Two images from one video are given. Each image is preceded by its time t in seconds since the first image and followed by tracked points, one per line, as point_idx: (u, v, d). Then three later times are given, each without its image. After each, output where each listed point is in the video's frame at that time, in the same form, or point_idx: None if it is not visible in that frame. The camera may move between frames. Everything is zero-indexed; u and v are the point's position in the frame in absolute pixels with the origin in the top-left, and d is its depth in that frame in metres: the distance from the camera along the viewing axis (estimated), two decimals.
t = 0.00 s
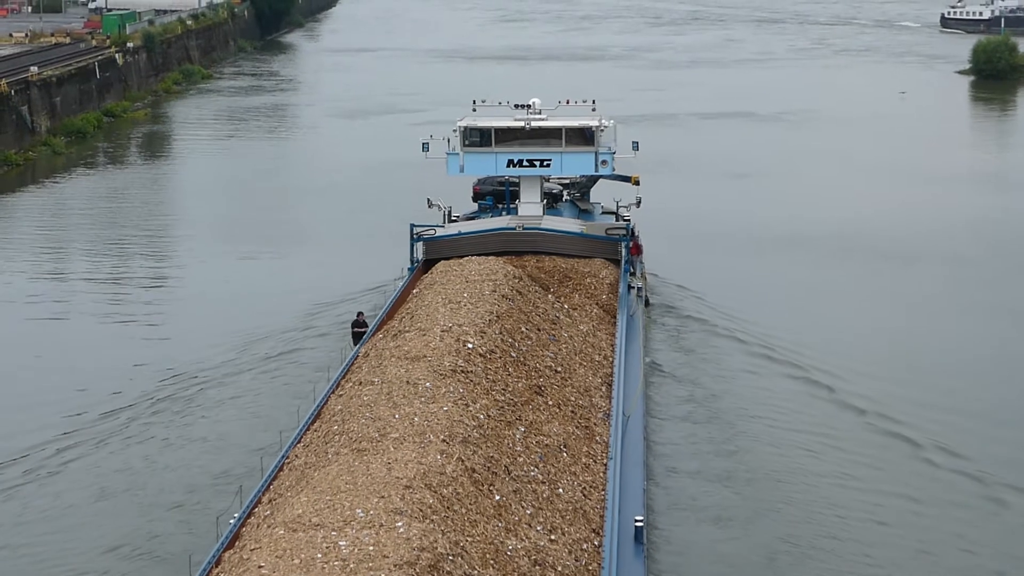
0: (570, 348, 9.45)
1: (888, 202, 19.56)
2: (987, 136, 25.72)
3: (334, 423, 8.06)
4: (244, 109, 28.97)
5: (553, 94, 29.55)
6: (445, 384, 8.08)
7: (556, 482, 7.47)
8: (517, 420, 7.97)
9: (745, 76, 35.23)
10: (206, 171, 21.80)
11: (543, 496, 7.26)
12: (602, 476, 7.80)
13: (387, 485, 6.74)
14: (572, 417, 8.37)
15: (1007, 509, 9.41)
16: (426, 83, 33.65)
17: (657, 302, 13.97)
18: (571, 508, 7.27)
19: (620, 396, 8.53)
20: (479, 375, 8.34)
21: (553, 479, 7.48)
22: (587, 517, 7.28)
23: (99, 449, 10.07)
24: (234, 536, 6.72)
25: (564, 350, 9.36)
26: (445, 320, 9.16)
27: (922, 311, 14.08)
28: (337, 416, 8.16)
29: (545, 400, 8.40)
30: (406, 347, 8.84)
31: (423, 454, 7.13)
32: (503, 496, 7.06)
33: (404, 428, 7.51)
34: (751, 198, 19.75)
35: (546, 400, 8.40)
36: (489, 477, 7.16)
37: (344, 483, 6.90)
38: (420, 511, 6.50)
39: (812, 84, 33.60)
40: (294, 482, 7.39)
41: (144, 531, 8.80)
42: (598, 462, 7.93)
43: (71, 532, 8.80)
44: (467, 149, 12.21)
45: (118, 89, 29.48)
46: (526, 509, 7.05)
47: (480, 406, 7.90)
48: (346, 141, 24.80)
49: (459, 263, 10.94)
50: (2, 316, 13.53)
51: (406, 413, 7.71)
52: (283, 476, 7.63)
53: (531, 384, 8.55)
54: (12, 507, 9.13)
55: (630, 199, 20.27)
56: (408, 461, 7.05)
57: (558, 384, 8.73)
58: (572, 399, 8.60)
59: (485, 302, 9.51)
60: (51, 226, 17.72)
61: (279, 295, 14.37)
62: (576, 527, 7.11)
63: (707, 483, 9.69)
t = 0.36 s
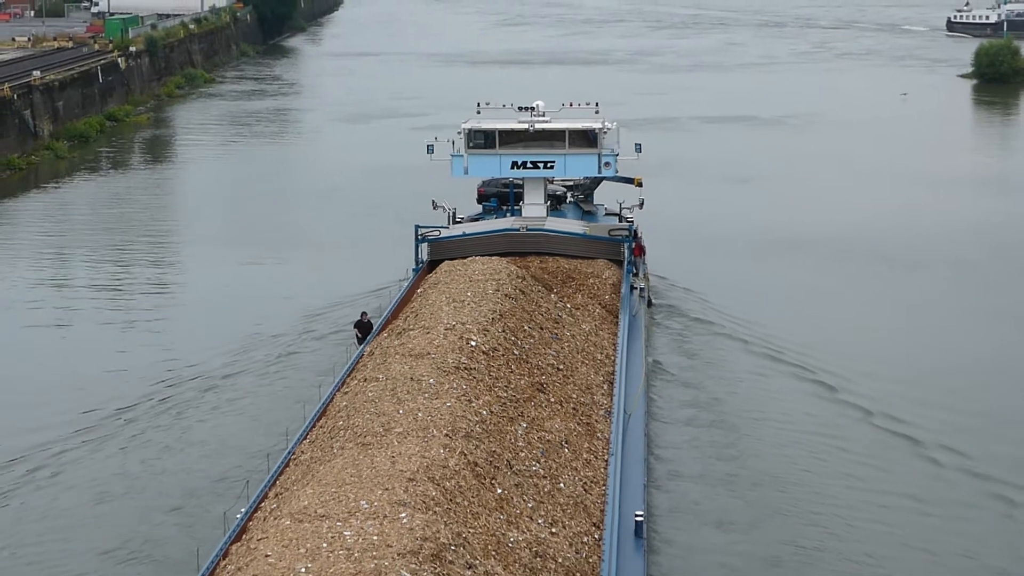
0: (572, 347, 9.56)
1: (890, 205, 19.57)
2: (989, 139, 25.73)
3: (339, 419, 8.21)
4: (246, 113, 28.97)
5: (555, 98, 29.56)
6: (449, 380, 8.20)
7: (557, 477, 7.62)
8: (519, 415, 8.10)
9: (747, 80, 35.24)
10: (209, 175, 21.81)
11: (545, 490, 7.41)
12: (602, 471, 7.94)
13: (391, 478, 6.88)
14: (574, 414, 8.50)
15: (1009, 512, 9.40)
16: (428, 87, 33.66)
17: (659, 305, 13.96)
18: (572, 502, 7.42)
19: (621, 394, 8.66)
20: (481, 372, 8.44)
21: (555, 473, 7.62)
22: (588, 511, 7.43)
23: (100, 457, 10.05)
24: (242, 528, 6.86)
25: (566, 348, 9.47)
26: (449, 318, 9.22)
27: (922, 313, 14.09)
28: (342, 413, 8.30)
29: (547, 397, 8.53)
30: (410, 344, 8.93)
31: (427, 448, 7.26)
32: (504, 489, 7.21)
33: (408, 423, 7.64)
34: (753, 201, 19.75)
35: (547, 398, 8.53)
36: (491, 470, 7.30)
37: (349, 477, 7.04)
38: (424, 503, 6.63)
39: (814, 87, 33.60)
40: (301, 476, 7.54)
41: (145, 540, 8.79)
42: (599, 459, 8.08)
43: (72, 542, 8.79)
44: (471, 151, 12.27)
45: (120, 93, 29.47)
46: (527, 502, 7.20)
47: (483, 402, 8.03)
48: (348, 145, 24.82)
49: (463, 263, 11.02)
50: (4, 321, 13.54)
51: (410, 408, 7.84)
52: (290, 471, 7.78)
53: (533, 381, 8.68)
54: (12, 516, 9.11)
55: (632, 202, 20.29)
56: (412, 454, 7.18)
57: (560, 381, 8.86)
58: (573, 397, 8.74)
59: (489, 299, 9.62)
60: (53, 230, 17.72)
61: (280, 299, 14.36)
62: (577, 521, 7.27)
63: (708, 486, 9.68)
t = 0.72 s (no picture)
0: (577, 346, 9.66)
1: (895, 210, 19.56)
2: (994, 144, 25.70)
3: (347, 417, 8.34)
4: (251, 118, 28.98)
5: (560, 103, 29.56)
6: (454, 377, 8.31)
7: (561, 472, 7.75)
8: (524, 412, 8.21)
9: (751, 84, 35.22)
10: (214, 180, 21.83)
11: (548, 485, 7.54)
12: (606, 467, 8.06)
13: (397, 472, 7.00)
14: (578, 411, 8.62)
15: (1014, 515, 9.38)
16: (433, 92, 33.67)
17: (664, 310, 13.94)
18: (575, 497, 7.56)
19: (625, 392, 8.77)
20: (486, 370, 8.54)
21: (559, 469, 7.75)
22: (591, 506, 7.56)
23: (104, 461, 10.04)
24: (251, 522, 7.00)
25: (571, 347, 9.58)
26: (454, 318, 9.30)
27: (927, 317, 14.07)
28: (350, 411, 8.43)
29: (551, 395, 8.65)
30: (417, 343, 9.04)
31: (433, 443, 7.39)
32: (508, 483, 7.34)
33: (414, 419, 7.77)
34: (758, 206, 19.74)
35: (552, 395, 8.64)
36: (495, 465, 7.43)
37: (356, 471, 7.18)
38: (429, 495, 6.76)
39: (819, 92, 33.59)
40: (309, 471, 7.68)
41: (148, 544, 8.78)
42: (603, 454, 8.21)
43: (75, 548, 8.78)
44: (478, 155, 12.34)
45: (125, 98, 29.51)
46: (531, 497, 7.33)
47: (488, 399, 8.14)
48: (352, 150, 24.84)
49: (470, 263, 11.08)
50: (8, 325, 13.55)
51: (416, 405, 7.96)
52: (298, 466, 7.92)
53: (538, 379, 8.79)
54: (15, 521, 9.11)
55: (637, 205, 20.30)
56: (417, 449, 7.30)
57: (565, 379, 8.97)
58: (577, 394, 8.84)
59: (494, 299, 9.72)
60: (58, 235, 17.74)
61: (285, 304, 14.35)
62: (580, 515, 7.40)
63: (712, 489, 9.67)
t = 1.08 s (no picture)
0: (580, 345, 9.75)
1: (899, 215, 19.56)
2: (998, 149, 25.70)
3: (353, 414, 8.42)
4: (255, 123, 28.99)
5: (564, 108, 29.57)
6: (458, 374, 8.39)
7: (563, 468, 7.83)
8: (526, 409, 8.29)
9: (755, 90, 35.24)
10: (218, 185, 21.84)
11: (551, 480, 7.63)
12: (608, 464, 8.15)
13: (402, 465, 7.09)
14: (580, 409, 8.70)
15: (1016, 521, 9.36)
16: (437, 97, 33.70)
17: (669, 314, 13.96)
18: (577, 492, 7.65)
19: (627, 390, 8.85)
20: (490, 367, 8.61)
21: (560, 465, 7.84)
22: (593, 501, 7.65)
23: (105, 466, 10.03)
24: (258, 516, 7.09)
25: (574, 347, 9.66)
26: (459, 317, 9.39)
27: (931, 321, 14.05)
28: (355, 408, 8.51)
29: (554, 392, 8.73)
30: (421, 342, 9.11)
31: (437, 438, 7.46)
32: (511, 478, 7.42)
33: (419, 415, 7.84)
34: (762, 211, 19.75)
35: (555, 393, 8.72)
36: (498, 460, 7.51)
37: (361, 465, 7.26)
38: (433, 489, 6.84)
39: (822, 98, 33.61)
40: (314, 467, 7.75)
41: (149, 549, 8.77)
42: (605, 451, 8.30)
43: (75, 552, 8.77)
44: (483, 158, 12.33)
45: (129, 103, 29.53)
46: (534, 491, 7.42)
47: (492, 396, 8.22)
48: (356, 155, 24.85)
49: (474, 264, 11.25)
50: (12, 330, 13.55)
51: (421, 401, 8.04)
52: (304, 462, 8.00)
53: (541, 376, 8.87)
54: (15, 525, 9.10)
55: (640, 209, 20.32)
56: (422, 443, 7.38)
57: (567, 377, 9.05)
58: (580, 392, 8.93)
59: (498, 298, 9.79)
60: (62, 240, 17.75)
61: (288, 309, 14.33)
62: (582, 510, 7.50)
63: (716, 493, 9.67)
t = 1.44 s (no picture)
0: (581, 344, 10.08)
1: (900, 218, 19.58)
2: (1000, 152, 25.67)
3: (358, 408, 8.74)
4: (256, 127, 28.99)
5: (565, 111, 29.55)
6: (461, 371, 8.73)
7: (564, 463, 8.16)
8: (528, 406, 8.62)
9: (757, 93, 35.23)
10: (220, 189, 21.86)
11: (552, 474, 7.95)
12: (608, 459, 8.48)
13: (406, 459, 7.40)
14: (581, 407, 9.04)
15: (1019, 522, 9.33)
16: (439, 100, 33.70)
17: (671, 316, 13.95)
18: (578, 486, 7.97)
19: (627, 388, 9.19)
20: (493, 365, 8.96)
21: (562, 460, 8.17)
22: (593, 495, 7.97)
23: (106, 468, 10.05)
24: (266, 507, 7.36)
25: (575, 346, 9.98)
26: (462, 315, 9.74)
27: (933, 323, 14.05)
28: (361, 402, 8.83)
29: (556, 390, 9.07)
30: (426, 339, 9.46)
31: (440, 432, 7.78)
32: (513, 471, 7.74)
33: (423, 409, 8.17)
34: (764, 214, 19.76)
35: (557, 391, 9.06)
36: (500, 454, 7.83)
37: (367, 457, 7.58)
38: (436, 481, 7.15)
39: (824, 101, 33.60)
40: (321, 458, 8.07)
41: (146, 552, 8.76)
42: (605, 448, 8.63)
43: (71, 556, 8.75)
44: (487, 159, 12.38)
45: (131, 106, 29.55)
46: (535, 485, 7.73)
47: (495, 392, 8.56)
48: (359, 159, 24.85)
49: (478, 265, 11.57)
50: (14, 333, 13.56)
51: (425, 396, 8.37)
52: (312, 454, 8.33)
53: (543, 374, 9.21)
54: (11, 528, 9.08)
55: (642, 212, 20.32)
56: (426, 437, 7.69)
57: (569, 376, 9.39)
58: (581, 390, 9.27)
59: (501, 299, 10.12)
60: (64, 243, 17.76)
61: (289, 312, 14.31)
62: (583, 503, 7.81)
63: (718, 495, 9.67)
